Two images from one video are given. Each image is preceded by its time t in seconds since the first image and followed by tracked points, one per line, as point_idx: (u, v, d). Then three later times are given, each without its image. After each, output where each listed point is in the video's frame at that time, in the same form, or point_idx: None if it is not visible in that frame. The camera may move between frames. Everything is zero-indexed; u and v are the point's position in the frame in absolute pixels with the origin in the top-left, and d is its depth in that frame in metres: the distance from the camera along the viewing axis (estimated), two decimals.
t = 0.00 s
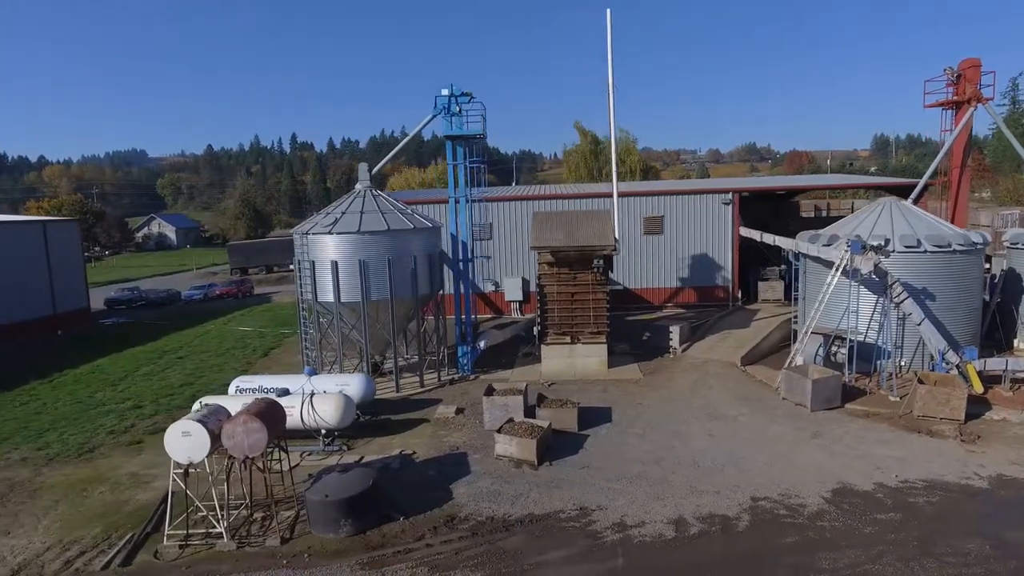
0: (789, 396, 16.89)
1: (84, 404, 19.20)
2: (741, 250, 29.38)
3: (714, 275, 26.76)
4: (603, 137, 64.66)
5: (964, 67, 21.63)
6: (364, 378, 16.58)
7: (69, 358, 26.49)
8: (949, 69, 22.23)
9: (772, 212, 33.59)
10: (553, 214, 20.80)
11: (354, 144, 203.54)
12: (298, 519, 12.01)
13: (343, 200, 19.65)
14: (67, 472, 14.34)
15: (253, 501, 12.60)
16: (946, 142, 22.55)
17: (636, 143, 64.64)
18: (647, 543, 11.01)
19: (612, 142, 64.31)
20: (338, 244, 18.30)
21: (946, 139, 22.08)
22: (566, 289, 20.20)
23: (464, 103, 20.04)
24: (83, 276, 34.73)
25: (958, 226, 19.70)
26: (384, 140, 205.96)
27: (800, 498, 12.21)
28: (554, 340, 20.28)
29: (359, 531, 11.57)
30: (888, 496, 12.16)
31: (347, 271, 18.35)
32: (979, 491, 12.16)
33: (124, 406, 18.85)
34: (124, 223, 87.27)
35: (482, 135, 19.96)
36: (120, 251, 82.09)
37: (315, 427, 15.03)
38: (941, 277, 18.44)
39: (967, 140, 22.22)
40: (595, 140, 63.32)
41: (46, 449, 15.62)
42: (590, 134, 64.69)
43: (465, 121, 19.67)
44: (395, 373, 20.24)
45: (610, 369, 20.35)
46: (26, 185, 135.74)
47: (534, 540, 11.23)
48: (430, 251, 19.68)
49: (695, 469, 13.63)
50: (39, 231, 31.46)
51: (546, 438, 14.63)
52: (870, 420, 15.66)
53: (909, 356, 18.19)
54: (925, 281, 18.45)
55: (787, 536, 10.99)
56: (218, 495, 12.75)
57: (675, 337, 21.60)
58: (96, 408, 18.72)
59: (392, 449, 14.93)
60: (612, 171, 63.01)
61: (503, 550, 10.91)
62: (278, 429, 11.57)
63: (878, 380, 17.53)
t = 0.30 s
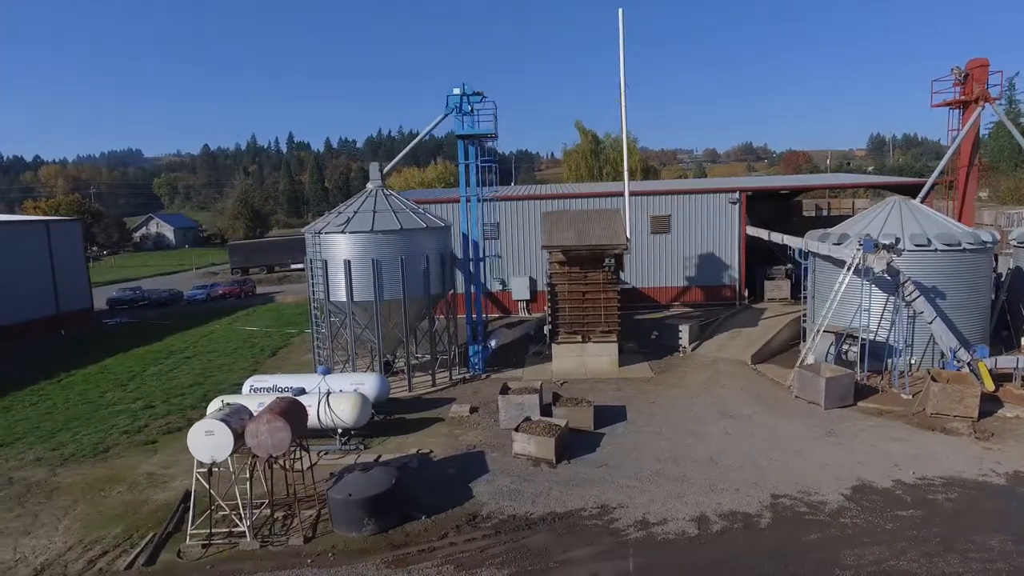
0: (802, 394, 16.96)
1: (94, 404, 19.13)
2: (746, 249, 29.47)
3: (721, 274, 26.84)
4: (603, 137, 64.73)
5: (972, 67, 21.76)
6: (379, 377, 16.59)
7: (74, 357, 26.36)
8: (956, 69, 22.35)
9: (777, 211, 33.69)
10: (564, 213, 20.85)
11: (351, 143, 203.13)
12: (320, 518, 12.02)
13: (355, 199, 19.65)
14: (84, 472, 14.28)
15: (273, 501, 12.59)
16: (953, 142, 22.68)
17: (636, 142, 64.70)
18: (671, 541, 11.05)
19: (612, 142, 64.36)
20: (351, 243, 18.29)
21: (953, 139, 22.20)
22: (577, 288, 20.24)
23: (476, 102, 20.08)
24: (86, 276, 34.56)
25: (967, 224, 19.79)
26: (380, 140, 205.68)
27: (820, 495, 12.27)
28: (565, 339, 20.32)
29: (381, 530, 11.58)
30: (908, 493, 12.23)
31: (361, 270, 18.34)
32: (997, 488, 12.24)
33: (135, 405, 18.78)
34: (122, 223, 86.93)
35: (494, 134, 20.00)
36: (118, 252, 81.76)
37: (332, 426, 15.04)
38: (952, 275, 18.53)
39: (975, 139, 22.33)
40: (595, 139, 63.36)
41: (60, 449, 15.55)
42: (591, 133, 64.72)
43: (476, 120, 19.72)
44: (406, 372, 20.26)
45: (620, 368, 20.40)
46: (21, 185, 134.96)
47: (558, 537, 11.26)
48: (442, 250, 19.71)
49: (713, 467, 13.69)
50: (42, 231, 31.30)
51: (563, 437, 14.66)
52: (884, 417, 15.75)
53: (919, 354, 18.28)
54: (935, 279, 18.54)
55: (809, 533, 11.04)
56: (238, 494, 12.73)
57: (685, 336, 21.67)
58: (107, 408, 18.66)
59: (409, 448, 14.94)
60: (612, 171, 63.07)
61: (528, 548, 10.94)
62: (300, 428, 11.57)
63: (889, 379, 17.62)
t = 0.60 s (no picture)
0: (805, 392, 17.15)
1: (93, 406, 18.91)
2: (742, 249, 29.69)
3: (718, 274, 27.04)
4: (595, 137, 64.95)
5: (966, 69, 22.11)
6: (384, 378, 16.55)
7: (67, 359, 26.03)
8: (950, 71, 22.70)
9: (771, 211, 33.98)
10: (566, 214, 20.93)
11: (338, 144, 202.07)
12: (333, 518, 11.98)
13: (357, 199, 19.61)
14: (88, 474, 14.11)
15: (284, 502, 12.53)
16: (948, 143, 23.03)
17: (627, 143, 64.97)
18: (685, 537, 11.14)
19: (604, 142, 64.59)
20: (354, 243, 18.24)
21: (947, 140, 22.55)
22: (579, 288, 20.30)
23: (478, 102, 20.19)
24: (77, 277, 34.15)
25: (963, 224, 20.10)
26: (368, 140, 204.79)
27: (829, 491, 12.42)
28: (567, 339, 20.39)
29: (395, 530, 11.56)
30: (915, 488, 12.40)
31: (364, 270, 18.30)
32: (1002, 483, 12.44)
33: (135, 407, 18.59)
34: (108, 223, 85.97)
35: (496, 134, 20.09)
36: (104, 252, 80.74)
37: (339, 427, 14.99)
38: (949, 274, 18.81)
39: (969, 140, 22.67)
40: (587, 140, 63.57)
41: (62, 452, 15.35)
42: (582, 134, 64.90)
43: (478, 120, 19.84)
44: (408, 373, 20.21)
45: (622, 367, 20.50)
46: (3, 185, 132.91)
47: (573, 535, 11.31)
48: (444, 250, 19.70)
49: (721, 464, 13.81)
50: (33, 231, 30.91)
51: (571, 436, 14.71)
52: (886, 414, 15.96)
53: (918, 352, 18.54)
54: (933, 278, 18.81)
55: (821, 528, 11.18)
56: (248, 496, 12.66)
57: (685, 335, 21.82)
58: (106, 410, 18.45)
59: (417, 448, 14.92)
60: (603, 171, 63.29)
61: (543, 547, 10.98)
62: (314, 429, 11.54)
63: (889, 376, 17.85)
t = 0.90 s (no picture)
0: (804, 389, 17.38)
1: (89, 409, 18.63)
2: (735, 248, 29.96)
3: (712, 273, 27.28)
4: (584, 138, 65.18)
5: (956, 71, 22.55)
6: (387, 378, 16.49)
7: (57, 361, 25.61)
8: (941, 72, 23.12)
9: (762, 210, 34.33)
10: (564, 214, 21.03)
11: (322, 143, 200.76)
12: (343, 519, 11.93)
13: (356, 199, 19.54)
14: (89, 478, 13.91)
15: (293, 503, 12.46)
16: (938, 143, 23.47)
17: (616, 143, 65.27)
18: (696, 534, 11.24)
19: (592, 142, 64.86)
20: (355, 243, 18.16)
21: (938, 140, 22.97)
22: (578, 287, 20.35)
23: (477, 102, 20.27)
24: (63, 279, 33.61)
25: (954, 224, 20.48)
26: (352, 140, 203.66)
27: (834, 487, 12.60)
28: (567, 338, 20.49)
29: (407, 530, 11.55)
30: (917, 482, 12.62)
31: (364, 270, 18.23)
32: (1001, 476, 12.69)
33: (132, 409, 18.33)
34: (90, 224, 84.74)
35: (495, 133, 20.16)
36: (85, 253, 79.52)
37: (344, 427, 14.92)
38: (942, 273, 19.16)
39: (959, 140, 23.12)
40: (575, 140, 63.80)
41: (60, 455, 15.11)
42: (571, 134, 65.10)
43: (478, 120, 19.93)
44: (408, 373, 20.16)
45: (621, 366, 20.64)
46: None
47: (585, 533, 11.36)
48: (444, 250, 19.69)
49: (726, 461, 13.94)
50: (20, 232, 30.39)
51: (577, 434, 14.77)
52: (884, 411, 16.21)
53: (912, 349, 18.86)
54: (927, 276, 19.14)
55: (829, 522, 11.33)
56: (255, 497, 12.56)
57: (682, 333, 21.99)
58: (102, 413, 18.18)
59: (422, 447, 14.90)
60: (592, 171, 63.53)
61: (556, 544, 11.03)
62: (325, 429, 11.49)
63: (886, 373, 18.15)
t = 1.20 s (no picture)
0: (799, 386, 17.64)
1: (79, 412, 18.31)
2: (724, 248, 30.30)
3: (702, 272, 27.56)
4: (569, 138, 65.42)
5: (941, 73, 23.04)
6: (386, 378, 16.42)
7: (41, 363, 25.11)
8: (926, 75, 23.60)
9: (749, 210, 34.76)
10: (560, 214, 21.10)
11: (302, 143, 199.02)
12: (350, 520, 11.87)
13: (353, 199, 19.43)
14: (87, 481, 13.68)
15: (298, 506, 12.37)
16: (924, 144, 23.95)
17: (601, 143, 65.59)
18: (703, 530, 11.37)
19: (577, 142, 65.12)
20: (352, 243, 18.06)
21: (924, 142, 23.45)
22: (575, 287, 20.43)
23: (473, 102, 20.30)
24: (45, 280, 32.97)
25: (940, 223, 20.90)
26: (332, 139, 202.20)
27: (835, 482, 12.82)
28: (563, 337, 20.65)
29: (416, 530, 11.53)
30: (915, 476, 12.88)
31: (362, 270, 18.14)
32: (995, 470, 13.00)
33: (124, 412, 18.05)
34: (66, 224, 83.17)
35: (491, 133, 20.19)
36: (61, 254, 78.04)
37: (346, 428, 14.85)
38: (930, 271, 19.55)
39: (944, 141, 23.61)
40: (560, 140, 64.03)
41: (54, 459, 14.83)
42: (556, 134, 65.30)
43: (474, 119, 19.95)
44: (404, 373, 20.09)
45: (617, 365, 20.81)
46: None
47: (593, 530, 11.43)
48: (441, 250, 19.66)
49: (727, 458, 14.12)
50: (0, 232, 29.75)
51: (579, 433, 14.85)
52: (877, 407, 16.52)
53: (902, 346, 19.21)
54: (916, 275, 19.51)
55: (833, 517, 11.53)
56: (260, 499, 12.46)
57: (676, 332, 22.19)
58: (94, 416, 17.87)
59: (425, 447, 14.89)
60: (577, 171, 63.78)
61: (566, 542, 11.08)
62: (332, 430, 11.44)
63: (877, 370, 18.49)
